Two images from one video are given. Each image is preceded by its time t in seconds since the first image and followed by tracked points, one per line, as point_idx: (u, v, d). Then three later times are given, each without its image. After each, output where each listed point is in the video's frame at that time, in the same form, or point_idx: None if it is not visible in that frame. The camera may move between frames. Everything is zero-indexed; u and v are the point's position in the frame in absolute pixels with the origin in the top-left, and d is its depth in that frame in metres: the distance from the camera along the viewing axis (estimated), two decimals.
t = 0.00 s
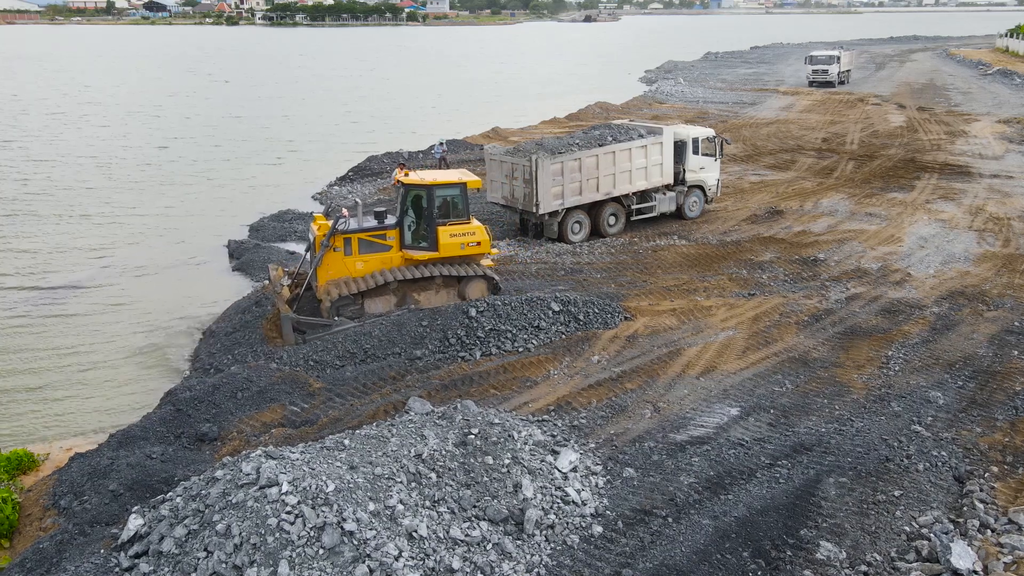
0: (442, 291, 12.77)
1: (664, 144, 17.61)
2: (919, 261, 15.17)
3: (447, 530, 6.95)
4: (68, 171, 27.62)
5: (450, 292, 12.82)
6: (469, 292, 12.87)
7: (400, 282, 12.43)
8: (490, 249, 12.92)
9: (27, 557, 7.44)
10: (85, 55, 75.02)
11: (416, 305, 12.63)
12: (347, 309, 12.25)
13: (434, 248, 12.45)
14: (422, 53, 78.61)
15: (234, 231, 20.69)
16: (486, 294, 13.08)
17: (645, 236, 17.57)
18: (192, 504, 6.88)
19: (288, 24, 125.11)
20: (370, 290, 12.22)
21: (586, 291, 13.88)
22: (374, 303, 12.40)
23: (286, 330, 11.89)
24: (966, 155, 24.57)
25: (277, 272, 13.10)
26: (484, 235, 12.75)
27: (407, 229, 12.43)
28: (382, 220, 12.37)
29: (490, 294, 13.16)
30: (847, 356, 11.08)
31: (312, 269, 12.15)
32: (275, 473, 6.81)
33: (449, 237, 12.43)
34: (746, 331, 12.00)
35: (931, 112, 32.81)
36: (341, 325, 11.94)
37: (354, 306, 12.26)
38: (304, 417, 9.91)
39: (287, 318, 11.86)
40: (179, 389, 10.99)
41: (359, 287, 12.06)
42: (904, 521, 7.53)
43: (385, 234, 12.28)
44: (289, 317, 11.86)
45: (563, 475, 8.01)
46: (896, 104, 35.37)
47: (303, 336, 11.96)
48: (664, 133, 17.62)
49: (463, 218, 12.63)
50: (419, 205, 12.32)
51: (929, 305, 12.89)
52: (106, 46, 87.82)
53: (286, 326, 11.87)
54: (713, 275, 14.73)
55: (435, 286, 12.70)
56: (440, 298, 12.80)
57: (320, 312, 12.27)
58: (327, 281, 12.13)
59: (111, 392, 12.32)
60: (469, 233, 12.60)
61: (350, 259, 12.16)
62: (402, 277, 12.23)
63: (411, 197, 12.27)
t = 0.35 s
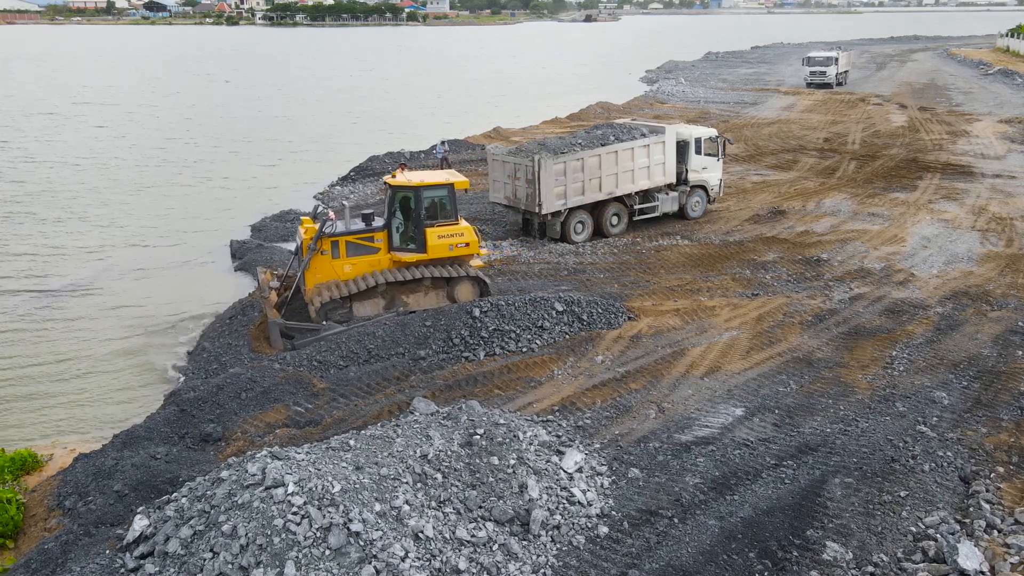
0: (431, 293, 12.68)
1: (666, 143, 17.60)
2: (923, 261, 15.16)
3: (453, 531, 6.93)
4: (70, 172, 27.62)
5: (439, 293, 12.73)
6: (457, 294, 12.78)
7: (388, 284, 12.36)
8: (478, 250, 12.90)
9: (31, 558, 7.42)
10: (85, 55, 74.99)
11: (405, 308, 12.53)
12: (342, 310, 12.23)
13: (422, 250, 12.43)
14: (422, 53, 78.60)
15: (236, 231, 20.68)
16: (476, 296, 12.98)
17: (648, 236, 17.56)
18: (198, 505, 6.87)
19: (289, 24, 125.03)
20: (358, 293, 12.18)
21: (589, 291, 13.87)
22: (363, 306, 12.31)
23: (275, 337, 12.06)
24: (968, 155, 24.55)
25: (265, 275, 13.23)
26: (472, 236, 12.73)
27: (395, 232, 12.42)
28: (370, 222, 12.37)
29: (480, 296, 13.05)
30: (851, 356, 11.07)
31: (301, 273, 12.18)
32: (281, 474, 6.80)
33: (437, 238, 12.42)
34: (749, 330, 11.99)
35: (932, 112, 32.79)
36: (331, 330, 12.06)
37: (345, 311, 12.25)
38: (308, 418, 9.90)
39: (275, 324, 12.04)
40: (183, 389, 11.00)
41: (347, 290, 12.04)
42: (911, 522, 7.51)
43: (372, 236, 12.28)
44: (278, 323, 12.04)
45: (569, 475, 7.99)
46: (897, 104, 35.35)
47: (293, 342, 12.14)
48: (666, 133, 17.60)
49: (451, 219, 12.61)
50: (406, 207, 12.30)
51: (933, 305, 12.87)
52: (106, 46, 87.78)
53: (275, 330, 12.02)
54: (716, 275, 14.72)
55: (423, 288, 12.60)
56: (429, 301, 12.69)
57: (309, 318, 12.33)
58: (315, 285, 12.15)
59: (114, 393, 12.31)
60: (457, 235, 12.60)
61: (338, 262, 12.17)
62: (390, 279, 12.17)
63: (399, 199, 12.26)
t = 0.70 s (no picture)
0: (420, 295, 12.61)
1: (667, 143, 17.58)
2: (924, 262, 15.13)
3: (455, 531, 6.92)
4: (70, 172, 27.62)
5: (428, 295, 12.67)
6: (446, 296, 12.74)
7: (376, 287, 12.33)
8: (466, 250, 12.92)
9: (33, 559, 7.41)
10: (84, 55, 74.94)
11: (393, 310, 12.48)
12: (333, 312, 12.20)
13: (410, 251, 12.42)
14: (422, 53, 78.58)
15: (236, 232, 20.68)
16: (465, 297, 12.92)
17: (649, 236, 17.54)
18: (200, 505, 6.86)
19: (288, 24, 124.87)
20: (347, 296, 12.15)
21: (591, 291, 13.86)
22: (351, 309, 12.30)
23: (261, 339, 11.95)
24: (969, 155, 24.51)
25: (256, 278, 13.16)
26: (460, 236, 12.76)
27: (383, 233, 12.41)
28: (358, 225, 12.38)
29: (469, 297, 12.98)
30: (853, 356, 11.06)
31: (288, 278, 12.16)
32: (283, 474, 6.80)
33: (425, 239, 12.43)
34: (751, 330, 11.97)
35: (933, 112, 32.74)
36: (317, 332, 12.07)
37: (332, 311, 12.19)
38: (310, 418, 9.89)
39: (261, 326, 11.94)
40: (185, 390, 11.00)
41: (335, 293, 11.99)
42: (914, 522, 7.50)
43: (360, 239, 12.27)
44: (263, 326, 11.93)
45: (571, 475, 7.99)
46: (897, 104, 35.31)
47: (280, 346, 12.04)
48: (667, 132, 17.59)
49: (438, 220, 12.64)
50: (394, 209, 12.30)
51: (934, 306, 12.86)
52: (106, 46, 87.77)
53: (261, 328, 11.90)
54: (718, 275, 14.70)
55: (412, 290, 12.53)
56: (418, 303, 12.63)
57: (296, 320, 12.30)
58: (303, 289, 12.14)
59: (114, 393, 12.31)
60: (445, 235, 12.62)
61: (326, 265, 12.15)
62: (378, 281, 12.13)
63: (385, 201, 12.26)
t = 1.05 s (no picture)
0: (419, 295, 12.58)
1: (667, 142, 17.56)
2: (924, 262, 15.12)
3: (455, 531, 6.92)
4: (70, 172, 27.61)
5: (427, 295, 12.64)
6: (445, 296, 12.70)
7: (376, 288, 12.32)
8: (465, 250, 12.91)
9: (33, 559, 7.40)
10: (84, 55, 74.95)
11: (393, 311, 12.44)
12: (332, 313, 12.17)
13: (409, 252, 12.42)
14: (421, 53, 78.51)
15: (236, 232, 20.67)
16: (465, 297, 12.86)
17: (649, 236, 17.53)
18: (200, 505, 6.86)
19: (288, 24, 124.70)
20: (346, 297, 12.15)
21: (590, 291, 13.85)
22: (350, 310, 12.28)
23: (259, 337, 11.93)
24: (969, 155, 24.48)
25: (255, 275, 13.16)
26: (459, 236, 12.77)
27: (382, 234, 12.42)
28: (356, 226, 12.40)
29: (469, 297, 12.93)
30: (853, 356, 11.05)
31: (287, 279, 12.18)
32: (283, 474, 6.79)
33: (423, 239, 12.44)
34: (751, 330, 11.96)
35: (933, 112, 32.69)
36: (314, 332, 12.06)
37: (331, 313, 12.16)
38: (310, 418, 9.88)
39: (260, 324, 11.92)
40: (184, 390, 10.99)
41: (334, 294, 11.98)
42: (914, 522, 7.50)
43: (359, 239, 12.29)
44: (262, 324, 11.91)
45: (571, 475, 7.98)
46: (898, 104, 35.25)
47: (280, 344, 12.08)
48: (667, 131, 17.57)
49: (437, 220, 12.65)
50: (392, 209, 12.32)
51: (934, 305, 12.85)
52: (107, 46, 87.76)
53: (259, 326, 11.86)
54: (718, 275, 14.69)
55: (411, 291, 12.51)
56: (418, 303, 12.60)
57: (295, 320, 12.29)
58: (302, 290, 12.17)
59: (114, 393, 12.31)
60: (444, 235, 12.62)
61: (324, 266, 12.18)
62: (377, 281, 12.11)
63: (384, 202, 12.26)
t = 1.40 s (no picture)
0: (428, 294, 12.72)
1: (666, 141, 17.55)
2: (923, 262, 15.11)
3: (453, 531, 6.91)
4: (69, 173, 27.60)
5: (436, 294, 12.77)
6: (454, 294, 12.79)
7: (385, 286, 12.38)
8: (474, 248, 12.93)
9: (30, 559, 7.39)
10: (84, 55, 74.92)
11: (401, 309, 12.56)
12: (341, 311, 12.27)
13: (418, 251, 12.41)
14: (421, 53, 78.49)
15: (235, 232, 20.67)
16: (473, 296, 13.00)
17: (648, 235, 17.52)
18: (196, 506, 6.86)
19: (288, 24, 124.47)
20: (356, 295, 12.19)
21: (589, 291, 13.84)
22: (359, 308, 12.38)
23: (268, 327, 11.88)
24: (969, 155, 24.46)
25: (264, 269, 13.15)
26: (468, 235, 12.76)
27: (391, 232, 12.36)
28: (366, 224, 12.35)
29: (477, 295, 13.08)
30: (852, 356, 11.04)
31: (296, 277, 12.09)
32: (280, 474, 6.78)
33: (433, 239, 12.42)
34: (750, 330, 11.95)
35: (932, 112, 32.68)
36: (322, 327, 12.10)
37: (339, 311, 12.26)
38: (308, 418, 9.88)
39: (270, 316, 11.89)
40: (183, 390, 10.99)
41: (344, 293, 12.03)
42: (912, 522, 7.49)
43: (368, 238, 12.24)
44: (272, 314, 11.87)
45: (569, 475, 7.97)
46: (897, 104, 35.23)
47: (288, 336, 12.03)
48: (666, 130, 17.56)
49: (446, 219, 12.63)
50: (402, 207, 12.26)
51: (933, 305, 12.84)
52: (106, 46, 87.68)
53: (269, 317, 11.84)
54: (717, 275, 14.68)
55: (420, 289, 12.63)
56: (426, 301, 12.74)
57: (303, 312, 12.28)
58: (312, 288, 12.11)
59: (113, 393, 12.30)
60: (453, 234, 12.62)
61: (334, 265, 12.13)
62: (387, 281, 12.18)
63: (393, 200, 12.20)
